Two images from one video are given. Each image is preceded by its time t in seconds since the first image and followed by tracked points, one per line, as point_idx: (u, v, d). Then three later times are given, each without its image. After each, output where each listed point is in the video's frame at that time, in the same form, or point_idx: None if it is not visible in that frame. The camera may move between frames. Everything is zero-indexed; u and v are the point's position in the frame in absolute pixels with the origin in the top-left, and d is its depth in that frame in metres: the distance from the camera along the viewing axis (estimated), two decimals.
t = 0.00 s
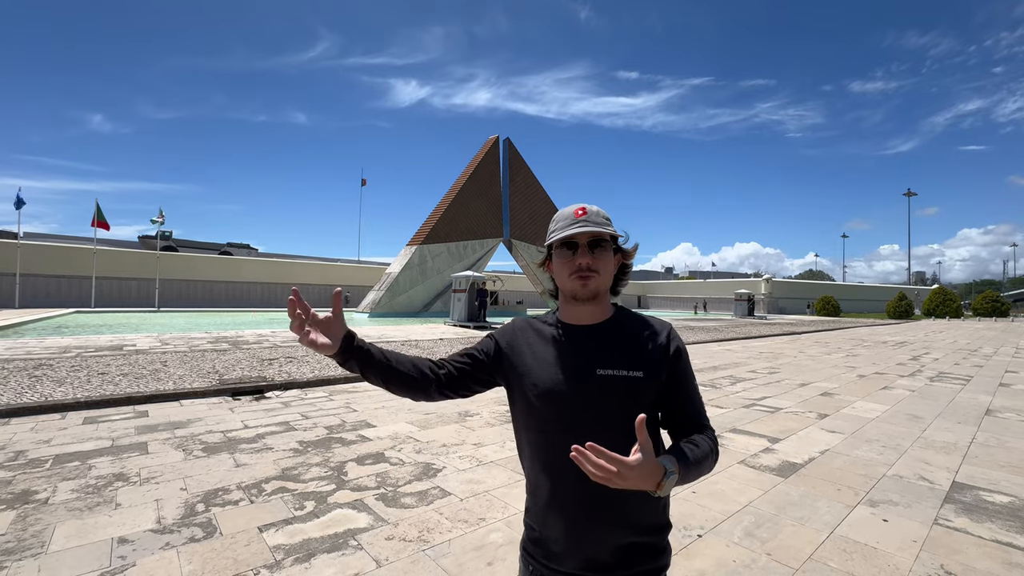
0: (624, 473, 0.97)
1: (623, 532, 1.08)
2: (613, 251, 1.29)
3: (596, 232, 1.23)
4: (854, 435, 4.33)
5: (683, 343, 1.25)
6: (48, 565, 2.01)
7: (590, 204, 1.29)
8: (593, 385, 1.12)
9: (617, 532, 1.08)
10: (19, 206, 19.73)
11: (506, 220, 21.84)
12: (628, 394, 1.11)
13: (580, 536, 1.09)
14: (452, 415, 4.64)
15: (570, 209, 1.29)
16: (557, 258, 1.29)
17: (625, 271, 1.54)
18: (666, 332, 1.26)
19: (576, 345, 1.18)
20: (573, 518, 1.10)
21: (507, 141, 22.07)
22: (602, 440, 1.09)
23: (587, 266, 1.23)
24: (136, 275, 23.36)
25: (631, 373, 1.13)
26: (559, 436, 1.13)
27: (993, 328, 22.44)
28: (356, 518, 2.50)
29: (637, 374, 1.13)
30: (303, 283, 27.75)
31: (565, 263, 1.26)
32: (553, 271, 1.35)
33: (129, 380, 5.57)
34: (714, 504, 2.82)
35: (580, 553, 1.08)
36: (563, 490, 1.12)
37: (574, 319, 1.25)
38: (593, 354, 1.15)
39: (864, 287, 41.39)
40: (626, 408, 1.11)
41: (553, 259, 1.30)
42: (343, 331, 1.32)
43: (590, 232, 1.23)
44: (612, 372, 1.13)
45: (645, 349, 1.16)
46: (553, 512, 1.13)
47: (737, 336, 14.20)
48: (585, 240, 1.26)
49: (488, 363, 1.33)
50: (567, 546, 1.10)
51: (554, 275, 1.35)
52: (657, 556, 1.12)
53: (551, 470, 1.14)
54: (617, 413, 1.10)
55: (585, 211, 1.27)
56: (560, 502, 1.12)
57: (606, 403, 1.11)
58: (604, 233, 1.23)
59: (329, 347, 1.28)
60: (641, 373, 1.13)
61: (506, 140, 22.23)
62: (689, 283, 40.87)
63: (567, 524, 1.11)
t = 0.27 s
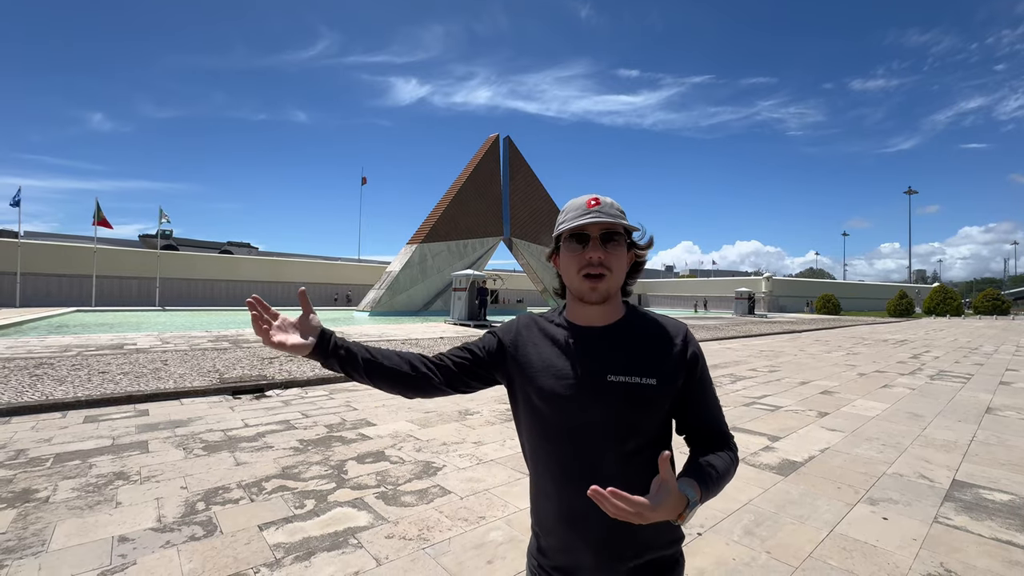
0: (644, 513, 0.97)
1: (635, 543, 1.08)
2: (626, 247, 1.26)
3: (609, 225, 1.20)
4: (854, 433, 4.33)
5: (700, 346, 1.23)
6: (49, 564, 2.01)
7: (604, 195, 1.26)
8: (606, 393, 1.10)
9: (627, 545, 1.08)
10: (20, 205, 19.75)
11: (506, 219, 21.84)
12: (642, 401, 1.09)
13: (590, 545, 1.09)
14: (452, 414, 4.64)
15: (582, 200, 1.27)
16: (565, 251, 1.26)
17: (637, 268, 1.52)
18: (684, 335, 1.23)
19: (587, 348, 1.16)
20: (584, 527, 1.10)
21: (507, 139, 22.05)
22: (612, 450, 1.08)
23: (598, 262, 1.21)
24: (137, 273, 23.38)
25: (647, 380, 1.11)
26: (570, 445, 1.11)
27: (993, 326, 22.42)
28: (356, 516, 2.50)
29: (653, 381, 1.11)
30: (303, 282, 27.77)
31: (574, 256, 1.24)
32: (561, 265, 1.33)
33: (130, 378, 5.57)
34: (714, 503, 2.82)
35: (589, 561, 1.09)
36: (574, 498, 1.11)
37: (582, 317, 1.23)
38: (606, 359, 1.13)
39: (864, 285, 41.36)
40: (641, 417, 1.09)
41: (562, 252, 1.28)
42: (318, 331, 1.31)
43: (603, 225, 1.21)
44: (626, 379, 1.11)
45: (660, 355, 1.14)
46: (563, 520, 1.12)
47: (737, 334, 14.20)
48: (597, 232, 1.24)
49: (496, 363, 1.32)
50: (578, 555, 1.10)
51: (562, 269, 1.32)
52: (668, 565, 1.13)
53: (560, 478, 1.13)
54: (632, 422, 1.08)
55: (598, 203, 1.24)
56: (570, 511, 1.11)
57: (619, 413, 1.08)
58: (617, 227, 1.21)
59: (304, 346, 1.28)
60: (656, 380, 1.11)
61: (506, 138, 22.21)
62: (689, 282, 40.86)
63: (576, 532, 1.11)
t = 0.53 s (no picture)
0: (620, 521, 0.94)
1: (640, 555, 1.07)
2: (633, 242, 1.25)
3: (613, 219, 1.20)
4: (854, 431, 4.33)
5: (711, 351, 1.20)
6: (47, 562, 2.01)
7: (608, 189, 1.25)
8: (612, 399, 1.09)
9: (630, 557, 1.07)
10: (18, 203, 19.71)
11: (506, 217, 21.83)
12: (649, 409, 1.08)
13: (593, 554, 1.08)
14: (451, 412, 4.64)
15: (586, 193, 1.27)
16: (567, 248, 1.26)
17: (646, 267, 1.50)
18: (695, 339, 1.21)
19: (593, 354, 1.15)
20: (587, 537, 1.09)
21: (507, 138, 22.03)
22: (615, 459, 1.07)
23: (601, 259, 1.20)
24: (136, 272, 23.34)
25: (654, 388, 1.10)
26: (572, 453, 1.11)
27: (992, 324, 22.45)
28: (355, 515, 2.50)
29: (660, 389, 1.10)
30: (303, 281, 27.75)
31: (577, 253, 1.23)
32: (564, 262, 1.32)
33: (129, 377, 5.57)
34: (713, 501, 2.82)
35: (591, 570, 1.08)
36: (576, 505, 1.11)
37: (585, 317, 1.22)
38: (612, 365, 1.12)
39: (864, 284, 41.40)
40: (647, 425, 1.08)
41: (565, 249, 1.28)
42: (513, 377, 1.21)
43: (606, 220, 1.20)
44: (631, 387, 1.10)
45: (669, 362, 1.12)
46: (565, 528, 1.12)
47: (736, 333, 14.21)
48: (600, 228, 1.24)
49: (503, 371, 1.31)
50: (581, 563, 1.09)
51: (565, 265, 1.32)
52: None
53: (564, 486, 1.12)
54: (639, 430, 1.08)
55: (602, 196, 1.24)
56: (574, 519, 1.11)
57: (624, 420, 1.08)
58: (621, 221, 1.20)
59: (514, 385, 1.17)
60: (664, 388, 1.10)
61: (505, 137, 22.20)
62: (689, 280, 40.89)
63: (577, 540, 1.10)
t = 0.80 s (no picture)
0: (615, 539, 0.94)
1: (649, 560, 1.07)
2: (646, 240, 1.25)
3: (630, 216, 1.19)
4: (852, 430, 4.34)
5: (726, 351, 1.18)
6: (45, 561, 2.00)
7: (622, 184, 1.25)
8: (621, 403, 1.09)
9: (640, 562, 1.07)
10: (15, 201, 19.65)
11: (505, 216, 21.82)
12: (660, 413, 1.08)
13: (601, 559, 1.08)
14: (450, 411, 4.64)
15: (599, 189, 1.26)
16: (581, 245, 1.25)
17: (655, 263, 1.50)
18: (710, 340, 1.19)
19: (602, 356, 1.15)
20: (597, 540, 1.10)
21: (506, 136, 22.00)
22: (623, 463, 1.08)
23: (618, 257, 1.20)
24: (134, 270, 23.29)
25: (667, 392, 1.10)
26: (579, 457, 1.12)
27: (990, 324, 22.50)
28: (354, 513, 2.50)
29: (673, 392, 1.10)
30: (301, 279, 27.70)
31: (590, 252, 1.23)
32: (574, 261, 1.32)
33: (127, 376, 5.55)
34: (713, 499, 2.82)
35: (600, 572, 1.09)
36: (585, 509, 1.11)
37: (600, 317, 1.21)
38: (621, 368, 1.12)
39: (862, 283, 41.46)
40: (658, 429, 1.08)
41: (578, 245, 1.26)
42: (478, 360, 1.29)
43: (623, 216, 1.20)
44: (644, 390, 1.10)
45: (683, 365, 1.11)
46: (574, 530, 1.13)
47: (735, 332, 14.22)
48: (615, 224, 1.23)
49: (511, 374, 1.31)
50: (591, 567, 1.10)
51: (576, 263, 1.31)
52: None
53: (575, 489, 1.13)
54: (649, 435, 1.07)
55: (617, 192, 1.23)
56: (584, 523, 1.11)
57: (634, 424, 1.08)
58: (638, 218, 1.20)
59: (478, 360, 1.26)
60: (677, 391, 1.10)
61: (504, 135, 22.19)
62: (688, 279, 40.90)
63: (588, 544, 1.11)
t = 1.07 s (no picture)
0: (655, 549, 0.93)
1: (666, 563, 1.08)
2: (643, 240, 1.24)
3: (624, 215, 1.18)
4: (851, 429, 4.35)
5: (729, 349, 1.19)
6: (42, 561, 2.00)
7: (616, 183, 1.24)
8: (629, 409, 1.09)
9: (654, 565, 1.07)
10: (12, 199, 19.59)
11: (504, 215, 21.81)
12: (669, 417, 1.08)
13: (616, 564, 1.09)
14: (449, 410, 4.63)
15: (593, 189, 1.25)
16: (574, 246, 1.25)
17: (654, 263, 1.50)
18: (714, 340, 1.19)
19: (606, 361, 1.14)
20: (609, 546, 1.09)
21: (505, 135, 21.98)
22: (631, 469, 1.07)
23: (612, 258, 1.19)
24: (131, 269, 23.23)
25: (671, 394, 1.09)
26: (583, 463, 1.11)
27: (988, 323, 22.54)
28: (353, 512, 2.49)
29: (677, 395, 1.09)
30: (300, 278, 27.65)
31: (584, 254, 1.22)
32: (569, 261, 1.31)
33: (125, 374, 5.54)
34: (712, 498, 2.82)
35: None
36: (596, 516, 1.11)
37: (595, 320, 1.21)
38: (627, 372, 1.11)
39: (861, 282, 41.51)
40: (667, 433, 1.07)
41: (571, 247, 1.26)
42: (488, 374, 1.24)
43: (617, 217, 1.19)
44: (647, 394, 1.09)
45: (685, 367, 1.11)
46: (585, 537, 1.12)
47: (733, 331, 14.24)
48: (610, 225, 1.22)
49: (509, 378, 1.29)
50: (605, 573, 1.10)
51: (570, 265, 1.30)
52: None
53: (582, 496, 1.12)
54: (658, 441, 1.07)
55: (610, 190, 1.23)
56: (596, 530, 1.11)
57: (643, 430, 1.07)
58: (632, 218, 1.19)
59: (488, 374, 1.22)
60: (681, 393, 1.09)
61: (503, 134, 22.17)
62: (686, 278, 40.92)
63: (598, 550, 1.10)
